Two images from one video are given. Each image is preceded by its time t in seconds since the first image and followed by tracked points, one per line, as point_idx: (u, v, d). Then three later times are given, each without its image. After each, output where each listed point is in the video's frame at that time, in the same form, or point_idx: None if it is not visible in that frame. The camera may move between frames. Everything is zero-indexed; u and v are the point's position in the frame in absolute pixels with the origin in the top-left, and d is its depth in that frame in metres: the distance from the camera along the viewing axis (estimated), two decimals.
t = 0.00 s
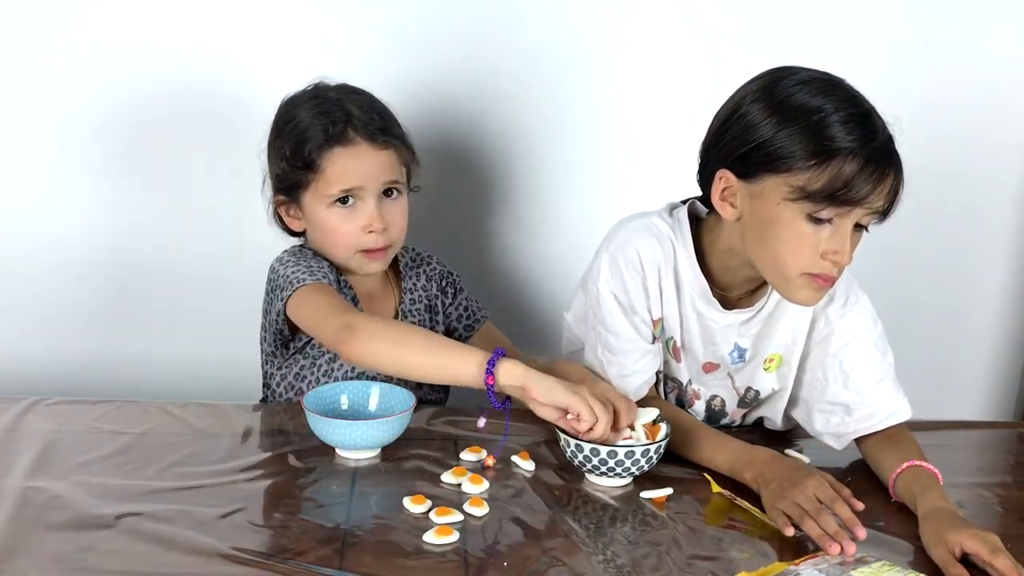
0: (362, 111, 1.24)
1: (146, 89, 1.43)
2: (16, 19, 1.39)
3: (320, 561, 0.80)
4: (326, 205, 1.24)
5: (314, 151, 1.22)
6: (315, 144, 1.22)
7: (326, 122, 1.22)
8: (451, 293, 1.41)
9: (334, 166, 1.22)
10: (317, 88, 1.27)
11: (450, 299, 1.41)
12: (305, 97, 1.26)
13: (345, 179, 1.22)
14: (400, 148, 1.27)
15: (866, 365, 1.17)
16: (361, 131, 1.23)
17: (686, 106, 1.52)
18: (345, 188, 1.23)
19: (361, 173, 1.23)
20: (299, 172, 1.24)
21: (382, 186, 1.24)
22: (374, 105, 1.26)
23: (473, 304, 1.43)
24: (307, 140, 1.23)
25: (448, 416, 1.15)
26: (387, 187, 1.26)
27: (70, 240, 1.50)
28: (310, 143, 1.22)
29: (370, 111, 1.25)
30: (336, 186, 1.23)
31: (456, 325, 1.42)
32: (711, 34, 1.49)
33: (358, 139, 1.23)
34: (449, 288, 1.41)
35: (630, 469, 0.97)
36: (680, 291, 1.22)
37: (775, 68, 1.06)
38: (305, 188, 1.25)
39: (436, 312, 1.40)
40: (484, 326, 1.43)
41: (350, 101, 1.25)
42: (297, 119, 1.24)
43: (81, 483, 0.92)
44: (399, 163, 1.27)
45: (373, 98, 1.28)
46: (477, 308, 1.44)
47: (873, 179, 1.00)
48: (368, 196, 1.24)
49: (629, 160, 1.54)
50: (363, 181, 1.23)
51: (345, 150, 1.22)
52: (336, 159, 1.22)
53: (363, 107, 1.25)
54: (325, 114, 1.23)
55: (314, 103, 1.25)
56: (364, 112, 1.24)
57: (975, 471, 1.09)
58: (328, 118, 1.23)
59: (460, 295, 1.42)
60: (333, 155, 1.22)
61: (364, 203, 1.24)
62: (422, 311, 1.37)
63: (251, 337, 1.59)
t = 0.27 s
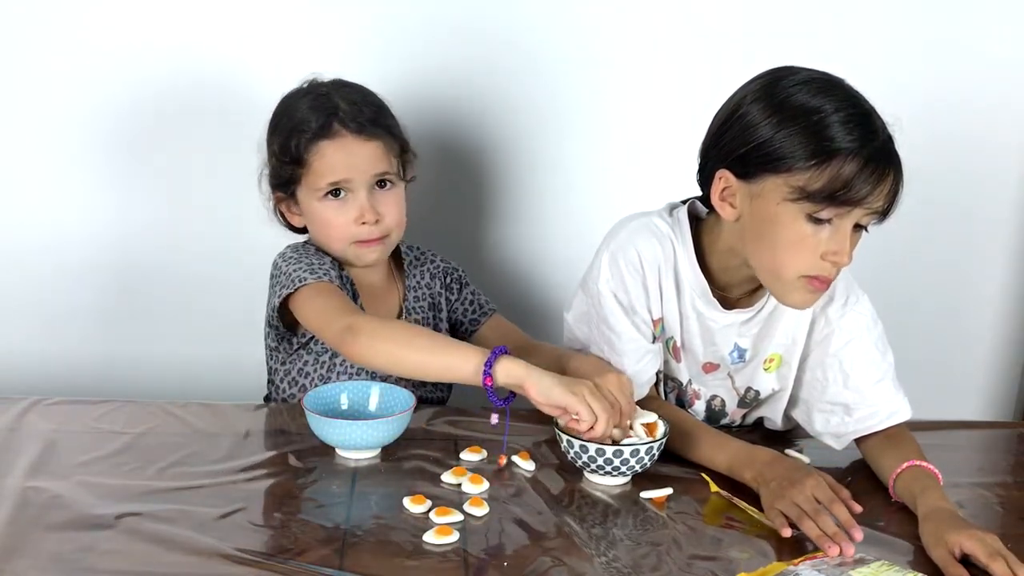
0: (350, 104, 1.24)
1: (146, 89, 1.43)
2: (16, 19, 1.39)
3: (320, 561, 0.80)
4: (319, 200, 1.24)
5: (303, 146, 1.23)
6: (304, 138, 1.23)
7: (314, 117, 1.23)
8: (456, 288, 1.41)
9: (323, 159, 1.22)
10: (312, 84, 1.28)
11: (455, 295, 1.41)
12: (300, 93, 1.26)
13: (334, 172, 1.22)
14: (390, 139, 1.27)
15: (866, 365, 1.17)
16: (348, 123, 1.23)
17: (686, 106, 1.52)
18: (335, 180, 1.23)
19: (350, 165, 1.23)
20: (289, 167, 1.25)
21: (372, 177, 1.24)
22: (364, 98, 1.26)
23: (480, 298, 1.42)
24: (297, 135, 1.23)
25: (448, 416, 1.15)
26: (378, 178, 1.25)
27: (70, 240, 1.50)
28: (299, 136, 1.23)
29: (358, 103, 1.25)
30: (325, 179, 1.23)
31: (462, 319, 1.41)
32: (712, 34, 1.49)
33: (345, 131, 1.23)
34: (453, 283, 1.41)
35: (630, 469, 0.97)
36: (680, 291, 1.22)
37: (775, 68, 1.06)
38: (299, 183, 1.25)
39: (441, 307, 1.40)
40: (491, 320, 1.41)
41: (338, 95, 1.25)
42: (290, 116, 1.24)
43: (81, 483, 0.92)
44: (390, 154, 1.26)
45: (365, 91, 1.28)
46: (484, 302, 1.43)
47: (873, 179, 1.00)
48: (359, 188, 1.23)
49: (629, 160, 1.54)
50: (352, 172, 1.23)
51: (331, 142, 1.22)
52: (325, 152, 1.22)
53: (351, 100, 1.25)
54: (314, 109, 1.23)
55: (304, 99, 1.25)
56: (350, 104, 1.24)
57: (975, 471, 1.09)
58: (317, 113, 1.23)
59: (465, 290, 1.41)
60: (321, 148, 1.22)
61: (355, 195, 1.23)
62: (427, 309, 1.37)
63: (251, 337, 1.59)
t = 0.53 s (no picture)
0: (361, 102, 1.25)
1: (146, 90, 1.43)
2: (16, 19, 1.39)
3: (320, 561, 0.80)
4: (331, 198, 1.24)
5: (316, 143, 1.23)
6: (316, 136, 1.23)
7: (326, 115, 1.23)
8: (462, 291, 1.41)
9: (335, 157, 1.23)
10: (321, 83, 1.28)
11: (461, 297, 1.41)
12: (308, 91, 1.26)
13: (347, 171, 1.22)
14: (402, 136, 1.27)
15: (866, 365, 1.17)
16: (360, 121, 1.23)
17: (686, 106, 1.52)
18: (348, 178, 1.22)
19: (362, 162, 1.23)
20: (300, 166, 1.25)
21: (385, 174, 1.24)
22: (374, 97, 1.26)
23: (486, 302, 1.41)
24: (310, 133, 1.23)
25: (448, 416, 1.15)
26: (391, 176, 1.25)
27: (70, 241, 1.50)
28: (312, 134, 1.23)
29: (368, 102, 1.25)
30: (338, 177, 1.23)
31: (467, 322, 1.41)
32: (711, 34, 1.49)
33: (358, 129, 1.23)
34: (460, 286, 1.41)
35: (630, 469, 0.97)
36: (680, 292, 1.22)
37: (775, 69, 1.06)
38: (311, 181, 1.25)
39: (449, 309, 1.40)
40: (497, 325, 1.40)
41: (348, 93, 1.25)
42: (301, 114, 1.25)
43: (81, 482, 0.92)
44: (402, 152, 1.27)
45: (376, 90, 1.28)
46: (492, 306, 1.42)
47: (872, 181, 1.00)
48: (372, 186, 1.23)
49: (629, 160, 1.54)
50: (365, 170, 1.23)
51: (345, 140, 1.22)
52: (338, 150, 1.22)
53: (361, 98, 1.25)
54: (325, 107, 1.24)
55: (314, 98, 1.25)
56: (361, 102, 1.25)
57: (975, 471, 1.09)
58: (328, 112, 1.23)
59: (471, 292, 1.41)
60: (335, 146, 1.22)
61: (368, 193, 1.23)
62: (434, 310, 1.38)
63: (251, 337, 1.59)
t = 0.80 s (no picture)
0: (368, 100, 1.25)
1: (146, 90, 1.43)
2: (16, 20, 1.39)
3: (320, 561, 0.80)
4: (338, 195, 1.24)
5: (323, 140, 1.23)
6: (323, 133, 1.22)
7: (331, 112, 1.23)
8: (462, 291, 1.41)
9: (343, 153, 1.23)
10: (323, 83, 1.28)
11: (461, 297, 1.41)
12: (312, 90, 1.26)
13: (354, 167, 1.22)
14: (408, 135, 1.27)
15: (866, 365, 1.17)
16: (367, 118, 1.23)
17: (686, 106, 1.52)
18: (356, 175, 1.22)
19: (370, 159, 1.23)
20: (308, 163, 1.24)
21: (393, 171, 1.24)
22: (380, 95, 1.27)
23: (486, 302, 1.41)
24: (316, 130, 1.23)
25: (448, 416, 1.15)
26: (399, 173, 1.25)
27: (70, 241, 1.50)
28: (321, 130, 1.23)
29: (375, 100, 1.26)
30: (345, 173, 1.22)
31: (466, 322, 1.41)
32: (712, 34, 1.49)
33: (367, 125, 1.23)
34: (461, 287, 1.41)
35: (630, 469, 0.97)
36: (681, 291, 1.22)
37: (776, 69, 1.06)
38: (317, 177, 1.25)
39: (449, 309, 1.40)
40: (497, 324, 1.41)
41: (354, 91, 1.26)
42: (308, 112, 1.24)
43: (82, 482, 0.92)
44: (409, 150, 1.27)
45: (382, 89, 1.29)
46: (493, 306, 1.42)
47: (872, 182, 1.00)
48: (380, 182, 1.23)
49: (629, 160, 1.54)
50: (372, 167, 1.23)
51: (353, 136, 1.22)
52: (346, 146, 1.22)
53: (367, 96, 1.26)
54: (332, 105, 1.24)
55: (319, 96, 1.25)
56: (368, 100, 1.25)
57: (975, 471, 1.09)
58: (334, 109, 1.23)
59: (471, 293, 1.41)
60: (343, 142, 1.22)
61: (375, 189, 1.23)
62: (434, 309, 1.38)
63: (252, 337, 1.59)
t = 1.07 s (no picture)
0: (352, 99, 1.25)
1: (146, 90, 1.43)
2: (15, 19, 1.39)
3: (321, 561, 0.80)
4: (316, 193, 1.23)
5: (304, 138, 1.23)
6: (303, 129, 1.23)
7: (314, 111, 1.23)
8: (453, 290, 1.38)
9: (322, 151, 1.22)
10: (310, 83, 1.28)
11: (451, 297, 1.37)
12: (303, 89, 1.26)
13: (332, 164, 1.22)
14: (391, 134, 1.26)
15: (866, 364, 1.17)
16: (347, 116, 1.23)
17: (686, 106, 1.52)
18: (335, 174, 1.21)
19: (348, 157, 1.22)
20: (289, 160, 1.25)
21: (372, 170, 1.23)
22: (367, 95, 1.27)
23: (478, 300, 1.37)
24: (298, 128, 1.23)
25: (448, 416, 1.15)
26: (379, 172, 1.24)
27: (69, 240, 1.50)
28: (300, 128, 1.23)
29: (359, 99, 1.26)
30: (324, 171, 1.22)
31: (460, 322, 1.37)
32: (712, 34, 1.48)
33: (346, 123, 1.23)
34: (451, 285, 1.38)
35: (630, 469, 0.97)
36: (681, 289, 1.22)
37: (776, 67, 1.06)
38: (299, 177, 1.25)
39: (439, 310, 1.38)
40: (491, 323, 1.37)
41: (337, 90, 1.26)
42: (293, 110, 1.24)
43: (82, 482, 0.92)
44: (391, 149, 1.26)
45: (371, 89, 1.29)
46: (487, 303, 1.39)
47: (871, 179, 1.00)
48: (359, 181, 1.22)
49: (629, 160, 1.54)
50: (350, 165, 1.22)
51: (331, 134, 1.22)
52: (325, 144, 1.22)
53: (350, 95, 1.26)
54: (316, 103, 1.24)
55: (304, 95, 1.25)
56: (352, 99, 1.25)
57: (975, 471, 1.09)
58: (317, 107, 1.23)
59: (462, 292, 1.38)
60: (321, 140, 1.22)
61: (354, 187, 1.22)
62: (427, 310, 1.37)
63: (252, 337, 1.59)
